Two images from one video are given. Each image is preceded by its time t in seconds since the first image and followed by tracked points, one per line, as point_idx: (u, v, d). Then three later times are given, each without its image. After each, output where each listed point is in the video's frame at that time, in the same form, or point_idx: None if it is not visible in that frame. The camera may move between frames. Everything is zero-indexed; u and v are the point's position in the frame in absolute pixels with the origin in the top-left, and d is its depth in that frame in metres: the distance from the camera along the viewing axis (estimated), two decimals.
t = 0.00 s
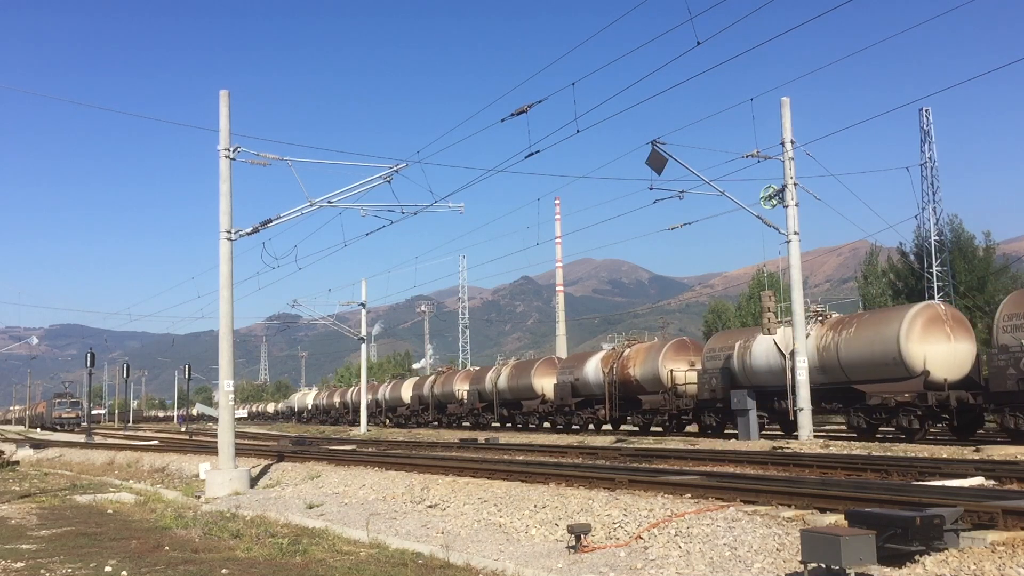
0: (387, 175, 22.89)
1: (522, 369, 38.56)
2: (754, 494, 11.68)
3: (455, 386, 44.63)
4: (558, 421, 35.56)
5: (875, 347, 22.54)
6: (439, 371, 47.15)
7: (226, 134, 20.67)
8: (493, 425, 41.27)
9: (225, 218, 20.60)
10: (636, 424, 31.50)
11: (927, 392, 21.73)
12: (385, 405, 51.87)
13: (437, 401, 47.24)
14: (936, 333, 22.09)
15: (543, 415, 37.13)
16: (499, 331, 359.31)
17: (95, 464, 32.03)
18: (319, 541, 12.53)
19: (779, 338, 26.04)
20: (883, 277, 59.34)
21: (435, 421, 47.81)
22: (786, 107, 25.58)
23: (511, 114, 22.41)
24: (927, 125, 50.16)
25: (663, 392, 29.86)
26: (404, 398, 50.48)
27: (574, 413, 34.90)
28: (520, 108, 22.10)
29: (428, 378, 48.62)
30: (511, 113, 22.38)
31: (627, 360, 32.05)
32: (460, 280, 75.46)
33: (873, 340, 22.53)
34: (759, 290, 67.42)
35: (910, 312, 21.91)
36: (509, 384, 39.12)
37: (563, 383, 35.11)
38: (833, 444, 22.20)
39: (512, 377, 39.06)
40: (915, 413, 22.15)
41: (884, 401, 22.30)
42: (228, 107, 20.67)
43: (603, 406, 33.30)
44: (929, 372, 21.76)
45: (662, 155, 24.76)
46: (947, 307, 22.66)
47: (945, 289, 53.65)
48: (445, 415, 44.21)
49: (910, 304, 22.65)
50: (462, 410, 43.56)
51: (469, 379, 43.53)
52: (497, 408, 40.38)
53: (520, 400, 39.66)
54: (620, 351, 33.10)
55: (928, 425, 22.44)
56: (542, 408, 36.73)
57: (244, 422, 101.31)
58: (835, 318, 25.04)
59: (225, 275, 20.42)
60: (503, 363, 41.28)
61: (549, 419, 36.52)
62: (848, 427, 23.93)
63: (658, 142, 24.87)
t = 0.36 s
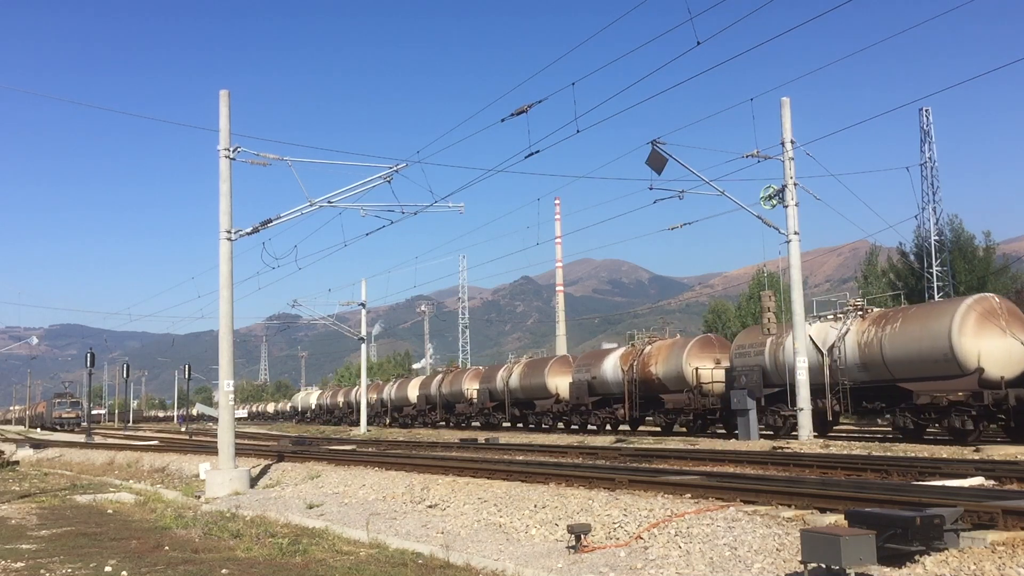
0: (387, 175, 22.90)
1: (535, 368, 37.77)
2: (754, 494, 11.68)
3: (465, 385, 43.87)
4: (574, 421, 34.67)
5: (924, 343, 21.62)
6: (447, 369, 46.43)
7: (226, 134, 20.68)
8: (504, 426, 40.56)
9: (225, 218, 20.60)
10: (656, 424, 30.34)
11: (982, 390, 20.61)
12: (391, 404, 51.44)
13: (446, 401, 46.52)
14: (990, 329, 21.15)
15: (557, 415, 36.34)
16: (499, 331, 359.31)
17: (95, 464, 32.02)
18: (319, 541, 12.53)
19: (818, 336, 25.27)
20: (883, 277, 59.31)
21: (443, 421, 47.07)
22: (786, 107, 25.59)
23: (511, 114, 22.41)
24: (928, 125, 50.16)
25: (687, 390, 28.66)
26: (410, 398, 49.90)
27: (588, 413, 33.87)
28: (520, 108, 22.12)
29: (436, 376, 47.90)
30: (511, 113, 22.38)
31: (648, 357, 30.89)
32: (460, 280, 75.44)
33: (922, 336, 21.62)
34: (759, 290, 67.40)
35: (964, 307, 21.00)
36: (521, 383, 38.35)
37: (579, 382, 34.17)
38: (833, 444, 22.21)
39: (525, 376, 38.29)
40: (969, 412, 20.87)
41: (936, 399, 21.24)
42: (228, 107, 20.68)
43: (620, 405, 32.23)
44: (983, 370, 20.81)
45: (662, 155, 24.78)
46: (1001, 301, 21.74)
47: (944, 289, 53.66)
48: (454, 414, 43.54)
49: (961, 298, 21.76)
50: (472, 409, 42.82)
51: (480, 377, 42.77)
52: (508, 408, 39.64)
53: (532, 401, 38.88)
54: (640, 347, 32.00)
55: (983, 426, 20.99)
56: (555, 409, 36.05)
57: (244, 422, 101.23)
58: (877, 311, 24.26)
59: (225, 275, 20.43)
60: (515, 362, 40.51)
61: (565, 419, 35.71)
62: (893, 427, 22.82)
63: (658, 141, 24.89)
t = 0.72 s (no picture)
0: (387, 175, 22.92)
1: (548, 367, 36.91)
2: (754, 493, 11.68)
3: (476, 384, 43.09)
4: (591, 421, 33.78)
5: (976, 338, 20.18)
6: (456, 368, 45.67)
7: (226, 134, 20.68)
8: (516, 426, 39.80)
9: (225, 218, 20.60)
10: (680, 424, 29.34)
11: None
12: (397, 404, 51.00)
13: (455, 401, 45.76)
14: None
15: (571, 415, 35.48)
16: (499, 331, 359.46)
17: (95, 464, 32.03)
18: (319, 541, 12.52)
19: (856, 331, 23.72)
20: (883, 277, 59.34)
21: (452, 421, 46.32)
22: (786, 107, 25.57)
23: (511, 114, 22.39)
24: (927, 125, 50.19)
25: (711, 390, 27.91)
26: (417, 397, 49.38)
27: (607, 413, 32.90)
28: (520, 108, 22.14)
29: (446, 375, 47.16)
30: (511, 113, 22.38)
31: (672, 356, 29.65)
32: (460, 280, 75.47)
33: (975, 329, 20.19)
34: (759, 290, 67.43)
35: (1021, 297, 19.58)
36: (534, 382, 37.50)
37: (596, 380, 33.24)
38: (833, 444, 22.23)
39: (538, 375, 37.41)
40: None
41: (988, 398, 20.07)
42: (228, 107, 20.69)
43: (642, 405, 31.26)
44: None
45: (662, 155, 24.76)
46: None
47: (944, 289, 53.73)
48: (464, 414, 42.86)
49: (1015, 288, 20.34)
50: (482, 408, 42.08)
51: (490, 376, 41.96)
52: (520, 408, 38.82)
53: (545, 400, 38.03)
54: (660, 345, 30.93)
55: None
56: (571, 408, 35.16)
57: (244, 422, 101.16)
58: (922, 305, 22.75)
59: (225, 275, 20.44)
60: (527, 360, 39.66)
61: (579, 419, 34.82)
62: (942, 428, 21.68)
63: (658, 141, 24.88)
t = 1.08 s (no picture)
0: (387, 175, 22.93)
1: (562, 365, 35.92)
2: (754, 494, 11.68)
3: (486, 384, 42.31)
4: (608, 421, 32.82)
5: None
6: (465, 368, 44.91)
7: (226, 134, 20.68)
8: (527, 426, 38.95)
9: (226, 218, 20.60)
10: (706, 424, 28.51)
11: None
12: (403, 404, 50.61)
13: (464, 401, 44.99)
14: None
15: (586, 415, 34.56)
16: (499, 331, 359.59)
17: (95, 464, 32.02)
18: (319, 541, 12.52)
19: (903, 327, 22.77)
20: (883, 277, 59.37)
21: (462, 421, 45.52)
22: (786, 107, 25.57)
23: (511, 114, 22.40)
24: (927, 125, 50.20)
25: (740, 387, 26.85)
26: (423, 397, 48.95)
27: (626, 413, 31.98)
28: (520, 108, 22.14)
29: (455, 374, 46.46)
30: (511, 113, 22.38)
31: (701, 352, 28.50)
32: (460, 280, 75.45)
33: None
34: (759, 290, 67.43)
35: None
36: (548, 381, 36.56)
37: (615, 379, 32.28)
38: (833, 443, 22.24)
39: (552, 373, 36.47)
40: None
41: None
42: (228, 107, 20.69)
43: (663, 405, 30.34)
44: None
45: (662, 155, 24.75)
46: None
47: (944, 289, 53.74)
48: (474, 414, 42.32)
49: None
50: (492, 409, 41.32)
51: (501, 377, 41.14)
52: (532, 407, 37.90)
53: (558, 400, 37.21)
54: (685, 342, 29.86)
55: None
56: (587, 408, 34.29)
57: (244, 422, 101.12)
58: (975, 299, 21.95)
59: (225, 275, 20.44)
60: (540, 359, 38.71)
61: (596, 419, 33.88)
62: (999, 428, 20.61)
63: (659, 141, 24.86)
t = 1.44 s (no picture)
0: (387, 175, 22.96)
1: (579, 363, 35.22)
2: (754, 493, 11.68)
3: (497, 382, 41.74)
4: (629, 421, 32.24)
5: None
6: (474, 367, 44.39)
7: (226, 134, 20.68)
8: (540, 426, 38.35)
9: (226, 218, 20.60)
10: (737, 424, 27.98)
11: None
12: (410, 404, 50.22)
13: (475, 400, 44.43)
14: None
15: (603, 414, 33.90)
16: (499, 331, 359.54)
17: (95, 464, 32.02)
18: (319, 541, 12.52)
19: (954, 320, 21.26)
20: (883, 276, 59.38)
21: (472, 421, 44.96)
22: (786, 107, 25.58)
23: (511, 114, 22.42)
24: (927, 125, 50.19)
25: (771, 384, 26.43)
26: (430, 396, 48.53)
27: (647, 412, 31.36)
28: (520, 108, 22.16)
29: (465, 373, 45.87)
30: (511, 113, 22.41)
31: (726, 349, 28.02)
32: (460, 280, 75.46)
33: None
34: (760, 290, 67.47)
35: None
36: (564, 379, 35.89)
37: (636, 377, 31.69)
38: (833, 443, 22.24)
39: (568, 371, 35.78)
40: None
41: None
42: (228, 107, 20.70)
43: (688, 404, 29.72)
44: None
45: (662, 155, 24.75)
46: None
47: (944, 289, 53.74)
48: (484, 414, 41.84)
49: None
50: (503, 408, 40.78)
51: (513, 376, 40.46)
52: (546, 407, 37.22)
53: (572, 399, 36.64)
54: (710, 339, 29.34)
55: None
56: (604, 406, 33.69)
57: (244, 422, 101.11)
58: None
59: (225, 275, 20.44)
60: (553, 358, 38.07)
61: (615, 418, 33.27)
62: None
63: (658, 142, 24.87)
